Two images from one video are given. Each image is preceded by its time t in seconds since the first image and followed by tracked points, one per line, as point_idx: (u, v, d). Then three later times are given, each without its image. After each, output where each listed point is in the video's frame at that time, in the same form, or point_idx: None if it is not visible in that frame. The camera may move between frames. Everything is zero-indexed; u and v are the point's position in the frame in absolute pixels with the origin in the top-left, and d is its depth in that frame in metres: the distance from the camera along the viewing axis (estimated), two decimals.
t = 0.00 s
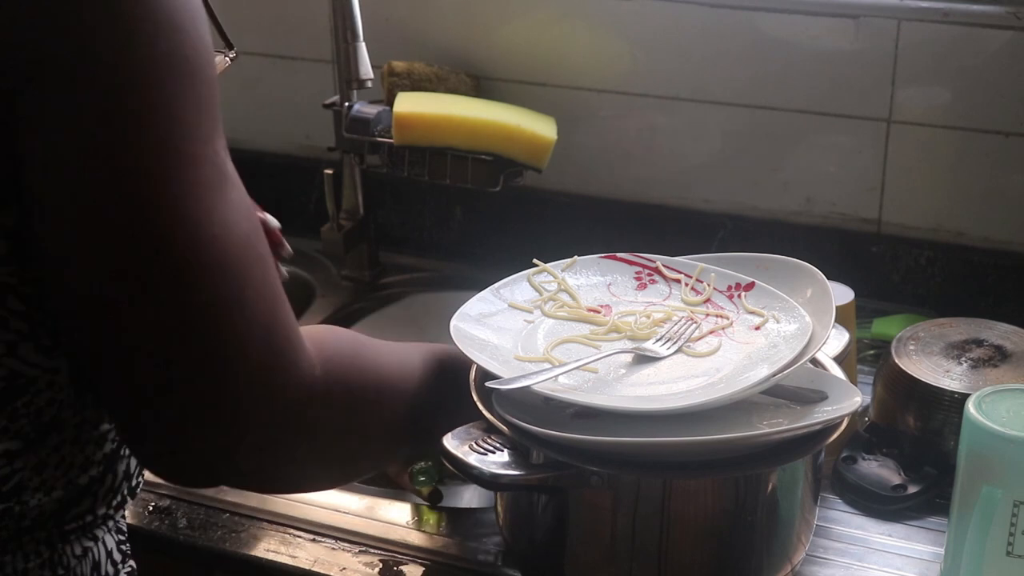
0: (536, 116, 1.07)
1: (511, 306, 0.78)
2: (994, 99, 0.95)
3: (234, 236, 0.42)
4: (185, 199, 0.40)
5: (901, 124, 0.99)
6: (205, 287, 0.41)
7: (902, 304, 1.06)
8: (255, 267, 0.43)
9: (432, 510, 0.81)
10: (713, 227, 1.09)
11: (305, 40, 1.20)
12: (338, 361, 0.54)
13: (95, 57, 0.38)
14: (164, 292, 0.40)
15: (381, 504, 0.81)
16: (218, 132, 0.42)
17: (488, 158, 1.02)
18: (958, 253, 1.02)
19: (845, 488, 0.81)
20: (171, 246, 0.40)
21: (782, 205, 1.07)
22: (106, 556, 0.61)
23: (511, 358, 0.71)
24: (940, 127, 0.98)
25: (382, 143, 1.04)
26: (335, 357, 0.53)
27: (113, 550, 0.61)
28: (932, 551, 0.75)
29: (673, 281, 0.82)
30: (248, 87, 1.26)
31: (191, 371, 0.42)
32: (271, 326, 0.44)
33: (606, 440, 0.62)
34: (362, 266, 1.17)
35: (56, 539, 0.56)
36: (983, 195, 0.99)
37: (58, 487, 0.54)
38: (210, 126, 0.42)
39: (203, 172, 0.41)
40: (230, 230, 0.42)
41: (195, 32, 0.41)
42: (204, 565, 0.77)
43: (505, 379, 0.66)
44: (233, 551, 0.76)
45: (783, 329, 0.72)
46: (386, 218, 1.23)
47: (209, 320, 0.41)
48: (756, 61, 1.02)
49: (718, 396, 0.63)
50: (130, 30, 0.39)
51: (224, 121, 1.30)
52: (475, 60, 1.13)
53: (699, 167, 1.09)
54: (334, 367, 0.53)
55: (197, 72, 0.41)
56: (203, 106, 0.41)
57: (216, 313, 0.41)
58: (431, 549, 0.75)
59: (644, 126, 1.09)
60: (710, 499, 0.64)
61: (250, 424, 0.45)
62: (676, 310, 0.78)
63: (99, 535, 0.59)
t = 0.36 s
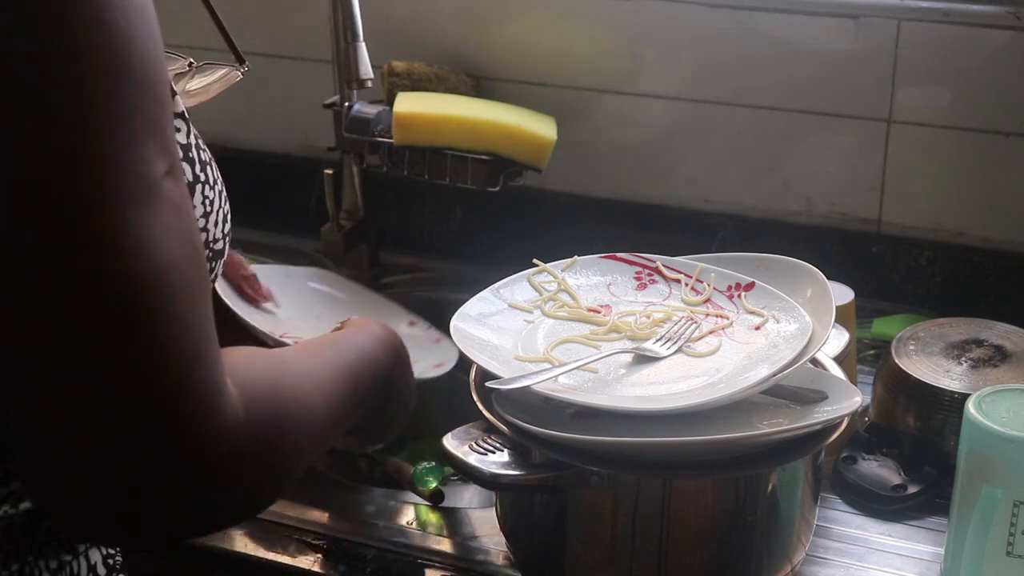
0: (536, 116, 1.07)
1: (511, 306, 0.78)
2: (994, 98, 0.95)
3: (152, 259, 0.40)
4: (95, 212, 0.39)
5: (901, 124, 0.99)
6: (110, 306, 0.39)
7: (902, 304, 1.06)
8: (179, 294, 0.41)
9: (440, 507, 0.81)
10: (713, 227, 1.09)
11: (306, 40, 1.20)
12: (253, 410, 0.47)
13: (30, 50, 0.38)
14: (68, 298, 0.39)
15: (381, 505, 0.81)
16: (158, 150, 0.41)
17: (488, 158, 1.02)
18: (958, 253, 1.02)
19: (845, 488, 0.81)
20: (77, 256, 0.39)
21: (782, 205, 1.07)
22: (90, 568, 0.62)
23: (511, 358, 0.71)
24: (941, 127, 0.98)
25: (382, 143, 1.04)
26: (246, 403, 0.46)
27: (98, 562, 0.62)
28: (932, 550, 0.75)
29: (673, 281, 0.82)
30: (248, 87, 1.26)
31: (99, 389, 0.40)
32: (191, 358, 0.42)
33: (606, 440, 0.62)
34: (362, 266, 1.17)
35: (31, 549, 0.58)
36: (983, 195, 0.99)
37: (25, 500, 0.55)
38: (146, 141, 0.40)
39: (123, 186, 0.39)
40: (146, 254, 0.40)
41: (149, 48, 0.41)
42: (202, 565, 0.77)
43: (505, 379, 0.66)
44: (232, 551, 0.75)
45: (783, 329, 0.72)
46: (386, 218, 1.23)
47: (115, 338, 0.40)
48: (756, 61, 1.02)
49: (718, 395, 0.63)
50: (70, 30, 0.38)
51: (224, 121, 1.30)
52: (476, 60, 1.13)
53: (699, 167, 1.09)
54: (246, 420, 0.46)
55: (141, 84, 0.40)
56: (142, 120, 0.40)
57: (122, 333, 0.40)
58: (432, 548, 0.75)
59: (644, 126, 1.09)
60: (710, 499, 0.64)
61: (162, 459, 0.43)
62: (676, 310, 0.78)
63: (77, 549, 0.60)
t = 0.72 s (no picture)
0: (536, 116, 1.07)
1: (511, 306, 0.78)
2: (994, 98, 0.95)
3: (199, 266, 0.41)
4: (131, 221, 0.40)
5: (901, 124, 0.99)
6: (138, 311, 0.41)
7: (902, 303, 1.06)
8: (225, 299, 0.43)
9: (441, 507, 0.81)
10: (713, 226, 1.10)
11: (306, 40, 1.20)
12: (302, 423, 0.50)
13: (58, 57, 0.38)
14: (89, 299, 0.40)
15: (382, 505, 0.81)
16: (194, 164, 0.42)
17: (488, 158, 1.02)
18: (958, 253, 1.02)
19: (845, 488, 0.81)
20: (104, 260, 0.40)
21: (782, 205, 1.07)
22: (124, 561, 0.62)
23: (511, 358, 0.71)
24: (941, 127, 0.98)
25: (382, 143, 1.04)
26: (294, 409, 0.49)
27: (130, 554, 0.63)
28: (932, 551, 0.75)
29: (673, 281, 0.82)
30: (248, 87, 1.26)
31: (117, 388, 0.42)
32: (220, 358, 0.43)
33: (606, 440, 0.62)
34: (362, 266, 1.17)
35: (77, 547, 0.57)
36: (983, 195, 0.99)
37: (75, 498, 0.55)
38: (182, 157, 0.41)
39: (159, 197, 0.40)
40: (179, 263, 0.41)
41: (186, 60, 0.41)
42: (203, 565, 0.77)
43: (505, 379, 0.66)
44: (233, 551, 0.75)
45: (783, 329, 0.72)
46: (386, 217, 1.23)
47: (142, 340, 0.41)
48: (756, 61, 1.02)
49: (718, 395, 0.63)
50: (107, 43, 0.39)
51: (224, 121, 1.30)
52: (475, 60, 1.13)
53: (699, 166, 1.09)
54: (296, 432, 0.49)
55: (179, 98, 0.41)
56: (175, 133, 0.40)
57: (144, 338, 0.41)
58: (432, 548, 0.75)
59: (644, 126, 1.09)
60: (710, 499, 0.64)
61: (206, 454, 0.45)
62: (676, 310, 0.78)
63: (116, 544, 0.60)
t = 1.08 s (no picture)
0: (536, 116, 1.07)
1: (511, 306, 0.78)
2: (994, 98, 0.95)
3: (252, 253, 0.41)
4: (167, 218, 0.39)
5: (901, 124, 0.99)
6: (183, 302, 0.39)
7: (902, 303, 1.06)
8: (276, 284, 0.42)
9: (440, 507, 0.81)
10: (713, 227, 1.10)
11: (306, 41, 1.20)
12: (352, 392, 0.49)
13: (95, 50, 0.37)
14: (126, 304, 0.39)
15: (382, 504, 0.81)
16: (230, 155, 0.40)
17: (488, 158, 1.02)
18: (958, 253, 1.02)
19: (845, 488, 0.81)
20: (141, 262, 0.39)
21: (782, 205, 1.07)
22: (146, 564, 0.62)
23: (511, 358, 0.71)
24: (941, 127, 0.98)
25: (382, 143, 1.04)
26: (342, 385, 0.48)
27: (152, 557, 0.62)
28: (932, 551, 0.75)
29: (673, 281, 0.82)
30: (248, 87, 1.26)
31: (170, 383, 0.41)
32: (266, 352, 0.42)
33: (606, 440, 0.62)
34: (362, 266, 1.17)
35: (93, 556, 0.56)
36: (983, 195, 0.99)
37: (92, 505, 0.54)
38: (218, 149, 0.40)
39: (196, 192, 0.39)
40: (222, 260, 0.40)
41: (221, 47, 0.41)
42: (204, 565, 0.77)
43: (505, 379, 0.66)
44: (234, 551, 0.76)
45: (783, 329, 0.72)
46: (386, 217, 1.23)
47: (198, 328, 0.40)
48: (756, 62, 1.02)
49: (718, 395, 0.63)
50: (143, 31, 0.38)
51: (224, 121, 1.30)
52: (475, 60, 1.13)
53: (699, 167, 1.09)
54: (348, 402, 0.48)
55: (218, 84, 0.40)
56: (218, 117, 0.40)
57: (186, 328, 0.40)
58: (431, 548, 0.75)
59: (644, 126, 1.09)
60: (710, 499, 0.64)
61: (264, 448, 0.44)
62: (676, 310, 0.78)
63: (133, 553, 0.59)
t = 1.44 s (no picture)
0: (536, 116, 1.07)
1: (511, 306, 0.78)
2: (994, 98, 0.95)
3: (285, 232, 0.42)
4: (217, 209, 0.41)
5: (901, 124, 0.99)
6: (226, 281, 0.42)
7: (902, 303, 1.06)
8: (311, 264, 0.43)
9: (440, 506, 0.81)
10: (713, 227, 1.10)
11: (306, 41, 1.20)
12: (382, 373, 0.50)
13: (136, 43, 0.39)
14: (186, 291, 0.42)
15: (382, 503, 0.81)
16: (272, 139, 0.42)
17: (487, 158, 1.02)
18: (957, 253, 1.02)
19: (845, 488, 0.81)
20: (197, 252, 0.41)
21: (782, 205, 1.07)
22: (145, 565, 0.62)
23: (512, 358, 0.71)
24: (941, 127, 0.98)
25: (382, 143, 1.04)
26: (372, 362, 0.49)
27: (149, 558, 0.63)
28: (932, 551, 0.75)
29: (673, 281, 0.82)
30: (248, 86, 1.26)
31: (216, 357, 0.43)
32: (318, 322, 0.44)
33: (606, 441, 0.62)
34: (362, 266, 1.17)
35: (108, 547, 0.59)
36: (983, 195, 0.99)
37: (110, 500, 0.57)
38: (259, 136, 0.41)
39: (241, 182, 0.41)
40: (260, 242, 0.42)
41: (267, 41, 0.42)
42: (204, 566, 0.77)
43: (505, 379, 0.66)
44: (234, 552, 0.76)
45: (783, 329, 0.72)
46: (386, 217, 1.23)
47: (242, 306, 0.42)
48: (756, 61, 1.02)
49: (718, 395, 0.63)
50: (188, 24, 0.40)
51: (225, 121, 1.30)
52: (475, 60, 1.13)
53: (699, 167, 1.09)
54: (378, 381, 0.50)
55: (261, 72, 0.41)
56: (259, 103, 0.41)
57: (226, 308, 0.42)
58: (430, 548, 0.75)
59: (644, 126, 1.09)
60: (710, 498, 0.64)
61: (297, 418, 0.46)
62: (676, 310, 0.78)
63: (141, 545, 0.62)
